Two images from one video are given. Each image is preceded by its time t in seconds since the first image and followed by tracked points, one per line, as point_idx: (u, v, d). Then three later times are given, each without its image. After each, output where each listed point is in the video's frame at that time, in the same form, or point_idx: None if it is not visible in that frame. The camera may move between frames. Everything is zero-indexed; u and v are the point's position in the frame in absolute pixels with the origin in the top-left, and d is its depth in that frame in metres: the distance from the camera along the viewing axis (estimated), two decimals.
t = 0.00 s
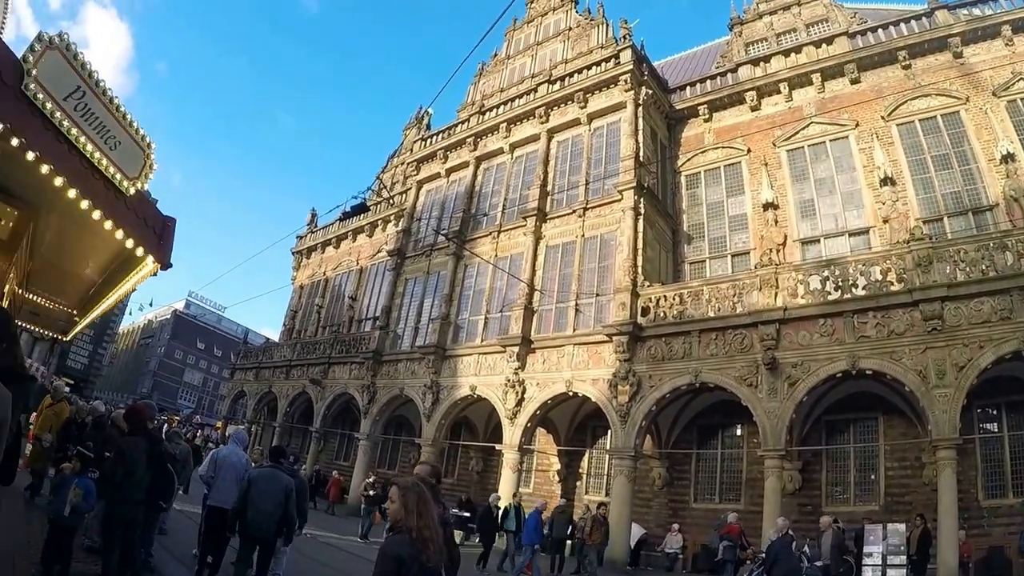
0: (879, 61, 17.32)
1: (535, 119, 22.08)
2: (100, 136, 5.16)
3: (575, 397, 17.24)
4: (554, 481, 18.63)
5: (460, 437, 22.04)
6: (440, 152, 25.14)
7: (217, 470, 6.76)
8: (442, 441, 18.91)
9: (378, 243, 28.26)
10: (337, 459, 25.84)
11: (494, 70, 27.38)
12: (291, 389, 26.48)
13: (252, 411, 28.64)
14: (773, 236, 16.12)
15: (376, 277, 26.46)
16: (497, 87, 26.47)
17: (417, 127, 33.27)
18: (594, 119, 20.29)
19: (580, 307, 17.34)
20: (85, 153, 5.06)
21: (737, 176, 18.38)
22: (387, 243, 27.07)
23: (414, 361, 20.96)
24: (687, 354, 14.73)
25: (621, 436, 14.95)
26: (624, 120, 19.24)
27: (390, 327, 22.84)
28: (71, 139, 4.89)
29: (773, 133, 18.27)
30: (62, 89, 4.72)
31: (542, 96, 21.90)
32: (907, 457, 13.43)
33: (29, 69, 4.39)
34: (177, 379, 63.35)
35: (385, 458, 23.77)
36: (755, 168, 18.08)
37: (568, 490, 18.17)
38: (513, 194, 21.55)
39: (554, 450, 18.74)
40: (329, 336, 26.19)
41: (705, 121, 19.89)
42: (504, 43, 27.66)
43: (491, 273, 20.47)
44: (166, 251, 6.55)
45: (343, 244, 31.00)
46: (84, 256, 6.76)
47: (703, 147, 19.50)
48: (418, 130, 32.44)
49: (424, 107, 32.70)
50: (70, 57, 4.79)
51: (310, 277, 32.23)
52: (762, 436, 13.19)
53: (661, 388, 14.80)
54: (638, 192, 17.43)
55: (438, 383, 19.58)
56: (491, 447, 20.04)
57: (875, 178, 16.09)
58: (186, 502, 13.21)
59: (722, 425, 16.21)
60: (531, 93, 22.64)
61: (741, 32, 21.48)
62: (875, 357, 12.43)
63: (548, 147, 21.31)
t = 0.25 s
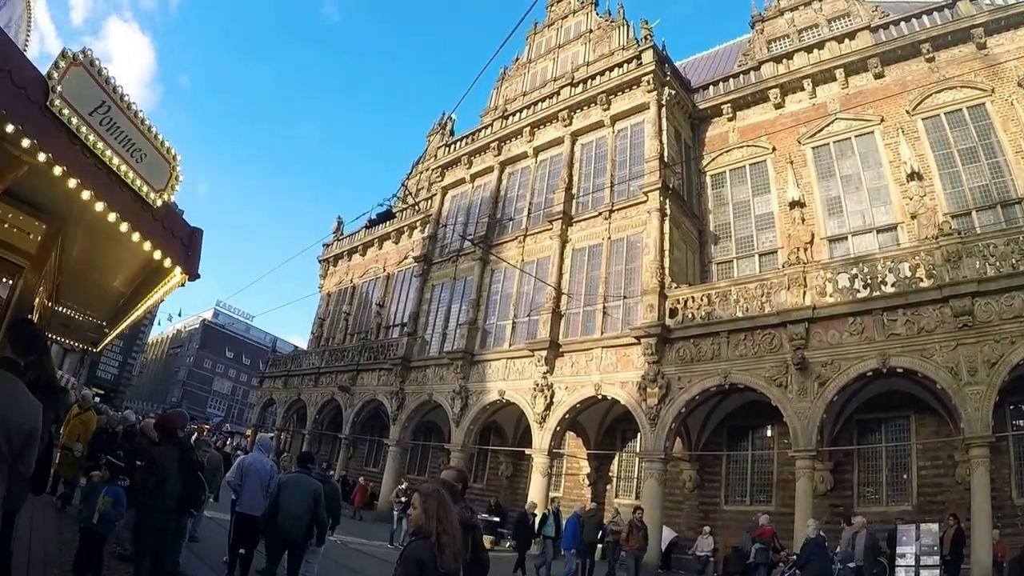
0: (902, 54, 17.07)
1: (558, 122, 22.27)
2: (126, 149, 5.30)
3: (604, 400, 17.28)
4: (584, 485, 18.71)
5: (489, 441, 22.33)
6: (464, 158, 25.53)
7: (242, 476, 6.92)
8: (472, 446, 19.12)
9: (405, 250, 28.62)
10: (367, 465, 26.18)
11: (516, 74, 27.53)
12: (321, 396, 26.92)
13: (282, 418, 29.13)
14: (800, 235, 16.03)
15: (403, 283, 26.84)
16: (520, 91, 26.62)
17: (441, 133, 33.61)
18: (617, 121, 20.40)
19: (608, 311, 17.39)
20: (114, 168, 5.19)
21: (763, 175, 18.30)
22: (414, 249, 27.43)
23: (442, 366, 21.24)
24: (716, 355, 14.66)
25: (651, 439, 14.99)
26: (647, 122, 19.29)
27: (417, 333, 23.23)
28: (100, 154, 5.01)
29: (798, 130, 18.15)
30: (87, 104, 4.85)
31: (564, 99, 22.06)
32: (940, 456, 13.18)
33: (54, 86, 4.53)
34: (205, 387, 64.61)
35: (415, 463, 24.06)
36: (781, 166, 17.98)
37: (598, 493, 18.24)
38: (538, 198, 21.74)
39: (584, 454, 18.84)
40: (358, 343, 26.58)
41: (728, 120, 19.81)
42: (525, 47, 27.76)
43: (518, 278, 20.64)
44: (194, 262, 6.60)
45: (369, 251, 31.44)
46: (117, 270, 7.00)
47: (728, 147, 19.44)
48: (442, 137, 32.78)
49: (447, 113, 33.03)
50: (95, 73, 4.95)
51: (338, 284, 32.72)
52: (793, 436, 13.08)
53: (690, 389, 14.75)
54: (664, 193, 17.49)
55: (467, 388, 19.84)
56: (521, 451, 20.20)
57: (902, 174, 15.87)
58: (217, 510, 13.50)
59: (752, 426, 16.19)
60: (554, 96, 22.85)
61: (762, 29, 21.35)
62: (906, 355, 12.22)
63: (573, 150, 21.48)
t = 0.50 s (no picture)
0: (925, 46, 16.83)
1: (581, 124, 22.50)
2: (152, 160, 5.45)
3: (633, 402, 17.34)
4: (614, 487, 18.80)
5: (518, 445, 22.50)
6: (489, 161, 25.85)
7: (270, 481, 7.07)
8: (501, 450, 19.34)
9: (432, 255, 28.91)
10: (397, 470, 26.46)
11: (538, 77, 27.66)
12: (350, 402, 27.34)
13: (311, 424, 29.57)
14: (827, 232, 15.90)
15: (430, 288, 27.23)
16: (542, 94, 26.73)
17: (465, 138, 33.93)
18: (641, 122, 20.51)
19: (635, 312, 17.44)
20: (141, 179, 5.35)
21: (788, 172, 18.17)
22: (441, 254, 27.74)
23: (471, 370, 21.50)
24: (745, 355, 14.63)
25: (680, 440, 14.93)
26: (671, 121, 19.35)
27: (445, 337, 23.40)
28: (127, 165, 5.15)
29: (822, 126, 18.01)
30: (112, 117, 5.00)
31: (587, 100, 22.31)
32: (973, 453, 12.93)
33: (79, 100, 4.67)
34: (234, 395, 65.83)
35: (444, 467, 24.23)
36: (806, 163, 17.85)
37: (629, 496, 18.29)
38: (563, 200, 21.90)
39: (614, 456, 18.91)
40: (386, 348, 26.93)
41: (753, 117, 19.71)
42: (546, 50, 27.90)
43: (545, 281, 20.74)
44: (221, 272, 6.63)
45: (396, 257, 31.83)
46: (144, 280, 7.22)
47: (752, 145, 19.35)
48: (466, 142, 33.09)
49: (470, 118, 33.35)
50: (118, 86, 5.07)
51: (365, 290, 33.16)
52: (824, 436, 13.01)
53: (720, 390, 14.73)
54: (690, 192, 17.46)
55: (496, 392, 20.08)
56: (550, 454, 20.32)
57: (929, 167, 15.62)
58: (247, 517, 13.75)
59: (783, 426, 16.12)
60: (576, 98, 23.12)
61: (784, 25, 21.22)
62: (937, 351, 12.03)
63: (597, 152, 21.63)
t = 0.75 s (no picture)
0: (950, 33, 16.52)
1: (604, 122, 22.58)
2: (176, 168, 5.53)
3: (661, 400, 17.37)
4: (643, 486, 18.85)
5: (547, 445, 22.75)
6: (512, 162, 26.07)
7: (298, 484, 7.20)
8: (530, 450, 19.56)
9: (458, 256, 29.08)
10: (426, 471, 26.74)
11: (559, 75, 27.67)
12: (378, 404, 27.71)
13: (340, 427, 29.97)
14: (855, 226, 15.74)
15: (457, 289, 27.48)
16: (564, 92, 26.75)
17: (488, 139, 34.11)
18: (664, 119, 20.51)
19: (663, 309, 17.50)
20: (166, 187, 5.46)
21: (814, 165, 18.00)
22: (466, 255, 27.99)
23: (499, 371, 21.71)
24: (774, 351, 14.55)
25: (710, 438, 14.89)
26: (695, 117, 19.33)
27: (473, 338, 23.64)
28: (151, 173, 5.26)
29: (847, 118, 17.81)
30: (137, 128, 5.08)
31: (610, 98, 22.39)
32: (1006, 448, 12.65)
33: (105, 112, 4.70)
34: (264, 398, 67.03)
35: (476, 467, 24.72)
36: (831, 156, 17.67)
37: (659, 494, 18.35)
38: (588, 198, 22.00)
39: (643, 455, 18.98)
40: (414, 350, 27.27)
41: (777, 110, 19.55)
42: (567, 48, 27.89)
43: (571, 279, 20.88)
44: (249, 280, 6.84)
45: (422, 259, 32.12)
46: (171, 285, 7.42)
47: (777, 138, 19.20)
48: (489, 143, 33.28)
49: (493, 119, 33.55)
50: (142, 97, 5.14)
51: (391, 292, 33.52)
52: (855, 432, 12.84)
53: (749, 386, 14.67)
54: (714, 188, 17.41)
55: (524, 392, 20.25)
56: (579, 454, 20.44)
57: (956, 157, 15.34)
58: (277, 519, 14.00)
59: (812, 423, 16.23)
60: (598, 96, 23.22)
61: (806, 17, 21.00)
62: (969, 345, 11.83)
63: (621, 149, 21.69)
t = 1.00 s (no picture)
0: (973, 16, 16.08)
1: (625, 116, 22.58)
2: (199, 173, 5.41)
3: (687, 395, 17.53)
4: (670, 481, 18.94)
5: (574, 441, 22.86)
6: (535, 158, 26.35)
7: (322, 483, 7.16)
8: (556, 446, 19.87)
9: (481, 254, 29.05)
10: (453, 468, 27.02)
11: (578, 70, 27.58)
12: (404, 402, 28.13)
13: (367, 425, 30.51)
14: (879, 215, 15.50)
15: (481, 286, 27.50)
16: (583, 87, 26.68)
17: (508, 135, 34.10)
18: (685, 110, 20.53)
19: (688, 304, 17.65)
20: (190, 193, 5.27)
21: (837, 154, 17.73)
22: (489, 253, 28.11)
23: (525, 367, 22.03)
24: (800, 344, 14.64)
25: (737, 432, 15.05)
26: (715, 108, 19.27)
27: (498, 335, 24.12)
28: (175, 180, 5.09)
29: (870, 106, 17.46)
30: (160, 135, 4.97)
31: (630, 92, 22.42)
32: None
33: (127, 119, 4.61)
34: (291, 398, 68.11)
35: (501, 465, 24.81)
36: (855, 145, 17.38)
37: (686, 489, 18.52)
38: (611, 193, 22.14)
39: (669, 450, 19.07)
40: (439, 348, 27.58)
41: (798, 100, 19.30)
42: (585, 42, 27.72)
43: (595, 274, 21.09)
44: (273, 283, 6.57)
45: (445, 257, 32.32)
46: (198, 291, 7.16)
47: (799, 128, 18.95)
48: (510, 140, 33.37)
49: (513, 116, 33.68)
50: (164, 104, 5.06)
51: (415, 291, 33.91)
52: (883, 424, 12.91)
53: (776, 379, 14.76)
54: (738, 179, 17.42)
55: (550, 388, 20.57)
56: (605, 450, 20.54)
57: (982, 143, 14.96)
58: (307, 516, 14.20)
59: (839, 416, 16.27)
60: (618, 90, 23.25)
61: (827, 2, 20.62)
62: (997, 335, 11.85)
63: (642, 143, 21.70)
